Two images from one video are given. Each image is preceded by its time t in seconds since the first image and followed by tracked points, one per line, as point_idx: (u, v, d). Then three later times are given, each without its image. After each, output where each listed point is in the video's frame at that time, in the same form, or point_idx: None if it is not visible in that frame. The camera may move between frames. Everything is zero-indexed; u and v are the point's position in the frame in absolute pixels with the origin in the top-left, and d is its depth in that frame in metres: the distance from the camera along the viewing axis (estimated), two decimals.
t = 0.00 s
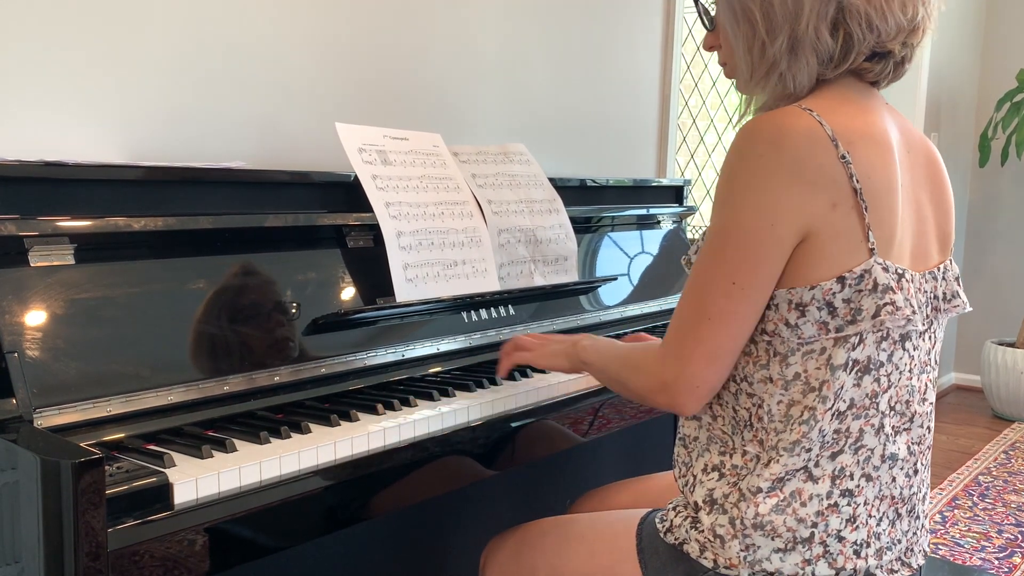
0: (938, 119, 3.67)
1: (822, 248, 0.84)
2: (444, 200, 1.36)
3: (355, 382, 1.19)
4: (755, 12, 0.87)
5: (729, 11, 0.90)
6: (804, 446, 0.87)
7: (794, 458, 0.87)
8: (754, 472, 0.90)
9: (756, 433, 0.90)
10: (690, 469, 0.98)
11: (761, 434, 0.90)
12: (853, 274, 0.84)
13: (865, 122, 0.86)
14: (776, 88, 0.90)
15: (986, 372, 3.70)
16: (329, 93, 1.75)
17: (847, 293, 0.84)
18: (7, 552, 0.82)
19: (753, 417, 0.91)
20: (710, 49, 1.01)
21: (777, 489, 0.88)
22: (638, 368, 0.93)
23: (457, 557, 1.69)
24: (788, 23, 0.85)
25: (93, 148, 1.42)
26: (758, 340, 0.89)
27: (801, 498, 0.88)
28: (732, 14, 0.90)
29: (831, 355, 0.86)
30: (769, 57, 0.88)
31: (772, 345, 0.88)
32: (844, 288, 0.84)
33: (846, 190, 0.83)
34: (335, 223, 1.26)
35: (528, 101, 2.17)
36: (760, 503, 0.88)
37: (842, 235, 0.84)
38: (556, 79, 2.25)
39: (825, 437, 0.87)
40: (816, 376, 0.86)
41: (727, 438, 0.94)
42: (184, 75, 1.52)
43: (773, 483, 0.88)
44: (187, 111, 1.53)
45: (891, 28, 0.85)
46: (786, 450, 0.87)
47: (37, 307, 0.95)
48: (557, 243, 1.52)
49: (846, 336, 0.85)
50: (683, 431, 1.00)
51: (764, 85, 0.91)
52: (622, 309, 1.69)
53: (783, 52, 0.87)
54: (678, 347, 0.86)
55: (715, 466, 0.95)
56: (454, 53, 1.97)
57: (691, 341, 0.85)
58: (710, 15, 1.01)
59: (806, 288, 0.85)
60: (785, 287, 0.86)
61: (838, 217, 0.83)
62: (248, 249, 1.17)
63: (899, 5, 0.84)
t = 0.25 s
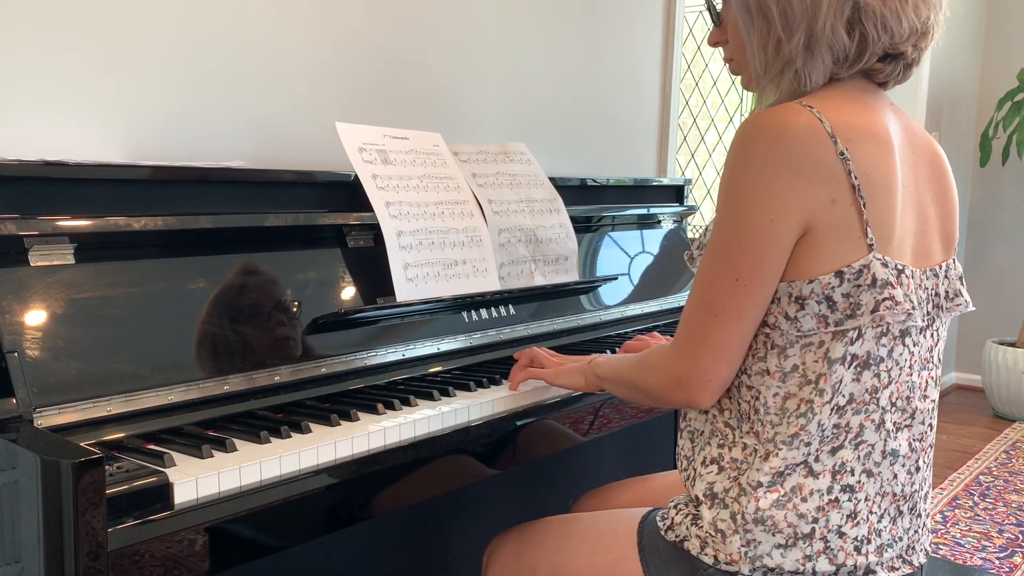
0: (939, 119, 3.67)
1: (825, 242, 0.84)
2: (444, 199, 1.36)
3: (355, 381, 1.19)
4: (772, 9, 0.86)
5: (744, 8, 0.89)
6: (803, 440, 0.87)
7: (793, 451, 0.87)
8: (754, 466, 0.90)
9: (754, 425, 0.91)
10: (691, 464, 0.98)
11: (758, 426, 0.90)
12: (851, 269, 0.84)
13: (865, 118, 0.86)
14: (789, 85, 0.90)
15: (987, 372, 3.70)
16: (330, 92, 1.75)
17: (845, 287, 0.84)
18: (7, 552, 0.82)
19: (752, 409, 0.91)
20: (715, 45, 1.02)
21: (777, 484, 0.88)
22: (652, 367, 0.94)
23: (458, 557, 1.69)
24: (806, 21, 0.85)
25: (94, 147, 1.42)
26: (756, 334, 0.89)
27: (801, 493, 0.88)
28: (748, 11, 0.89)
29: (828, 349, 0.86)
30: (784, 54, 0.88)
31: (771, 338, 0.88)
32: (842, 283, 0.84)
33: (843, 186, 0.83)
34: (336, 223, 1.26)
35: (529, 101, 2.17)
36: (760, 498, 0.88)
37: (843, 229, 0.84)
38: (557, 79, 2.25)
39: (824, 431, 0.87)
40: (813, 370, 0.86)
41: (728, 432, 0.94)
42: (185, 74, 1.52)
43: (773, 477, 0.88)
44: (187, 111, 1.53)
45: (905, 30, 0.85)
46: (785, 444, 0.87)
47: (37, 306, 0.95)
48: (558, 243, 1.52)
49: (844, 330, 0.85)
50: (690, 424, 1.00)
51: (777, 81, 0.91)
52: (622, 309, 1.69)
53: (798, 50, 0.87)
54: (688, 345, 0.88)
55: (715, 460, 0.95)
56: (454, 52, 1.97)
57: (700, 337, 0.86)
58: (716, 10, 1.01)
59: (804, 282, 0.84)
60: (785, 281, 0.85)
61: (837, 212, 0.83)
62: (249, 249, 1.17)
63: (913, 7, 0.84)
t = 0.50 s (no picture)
0: (940, 118, 3.67)
1: (823, 241, 0.83)
2: (444, 198, 1.36)
3: (355, 381, 1.19)
4: (767, 7, 0.86)
5: (739, 5, 0.89)
6: (802, 440, 0.87)
7: (793, 451, 0.87)
8: (753, 466, 0.90)
9: (753, 426, 0.91)
10: (691, 463, 0.98)
11: (756, 426, 0.90)
12: (849, 268, 0.84)
13: (863, 117, 0.86)
14: (785, 82, 0.90)
15: (988, 371, 3.69)
16: (330, 91, 1.75)
17: (844, 287, 0.84)
18: (8, 552, 0.82)
19: (751, 409, 0.91)
20: (710, 45, 1.02)
21: (776, 484, 0.88)
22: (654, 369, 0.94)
23: (458, 556, 1.69)
24: (802, 18, 0.84)
25: (94, 147, 1.42)
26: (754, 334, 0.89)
27: (801, 493, 0.88)
28: (743, 9, 0.89)
29: (827, 348, 0.86)
30: (780, 51, 0.88)
31: (769, 338, 0.88)
32: (841, 282, 0.84)
33: (841, 185, 0.82)
34: (336, 222, 1.26)
35: (529, 100, 2.17)
36: (760, 498, 0.88)
37: (841, 227, 0.83)
38: (558, 78, 2.25)
39: (824, 431, 0.87)
40: (812, 369, 0.86)
41: (727, 432, 0.94)
42: (185, 73, 1.52)
43: (773, 477, 0.88)
44: (187, 110, 1.53)
45: (900, 25, 0.85)
46: (784, 443, 0.87)
47: (37, 305, 0.95)
48: (558, 242, 1.52)
49: (843, 329, 0.85)
50: (689, 425, 1.00)
51: (773, 79, 0.91)
52: (623, 308, 1.68)
53: (794, 47, 0.86)
54: (688, 345, 0.87)
55: (714, 460, 0.95)
56: (455, 51, 1.96)
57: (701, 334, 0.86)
58: (711, 9, 1.01)
59: (803, 282, 0.84)
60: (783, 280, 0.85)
61: (835, 211, 0.83)
62: (249, 248, 1.17)
63: (908, 2, 0.84)
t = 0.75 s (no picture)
0: (941, 117, 3.66)
1: (823, 245, 0.83)
2: (445, 198, 1.36)
3: (355, 380, 1.19)
4: (761, 4, 0.86)
5: (732, 5, 0.88)
6: (802, 442, 0.86)
7: (793, 454, 0.87)
8: (753, 468, 0.89)
9: (755, 429, 0.90)
10: (690, 465, 0.98)
11: (759, 430, 0.90)
12: (850, 270, 0.84)
13: (863, 118, 0.86)
14: (783, 80, 0.89)
15: (989, 371, 3.69)
16: (330, 91, 1.74)
17: (845, 288, 0.84)
18: (8, 551, 0.82)
19: (752, 412, 0.90)
20: (703, 48, 1.01)
21: (777, 486, 0.87)
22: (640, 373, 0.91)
23: (458, 556, 1.69)
24: (797, 14, 0.84)
25: (93, 146, 1.42)
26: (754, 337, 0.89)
27: (801, 494, 0.88)
28: (736, 8, 0.88)
29: (828, 351, 0.86)
30: (776, 49, 0.87)
31: (769, 342, 0.88)
32: (842, 284, 0.84)
33: (843, 186, 0.82)
34: (336, 221, 1.26)
35: (530, 99, 2.17)
36: (759, 500, 0.88)
37: (841, 231, 0.83)
38: (558, 77, 2.25)
39: (824, 433, 0.87)
40: (813, 372, 0.86)
41: (726, 434, 0.94)
42: (185, 72, 1.52)
43: (773, 480, 0.87)
44: (187, 109, 1.52)
45: (895, 19, 0.85)
46: (784, 446, 0.87)
47: (37, 304, 0.95)
48: (558, 241, 1.52)
49: (844, 332, 0.85)
50: (686, 427, 1.00)
51: (770, 78, 0.90)
52: (624, 307, 1.68)
53: (791, 44, 0.86)
54: (686, 342, 0.84)
55: (715, 462, 0.94)
56: (455, 50, 1.96)
57: (701, 333, 0.83)
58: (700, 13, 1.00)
59: (803, 284, 0.84)
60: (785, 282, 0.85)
61: (837, 213, 0.83)
62: (248, 247, 1.17)
63: None
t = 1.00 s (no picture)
0: (941, 117, 3.66)
1: (819, 248, 0.83)
2: (446, 198, 1.36)
3: (355, 381, 1.19)
4: None
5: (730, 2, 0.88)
6: (805, 447, 0.86)
7: (795, 459, 0.87)
8: (755, 473, 0.89)
9: (758, 435, 0.90)
10: (691, 469, 0.97)
11: (763, 436, 0.89)
12: (853, 273, 0.84)
13: (864, 118, 0.86)
14: (784, 76, 0.89)
15: (990, 371, 3.69)
16: (330, 91, 1.74)
17: (848, 292, 0.84)
18: (8, 552, 0.82)
19: (755, 418, 0.90)
20: (695, 49, 1.01)
21: (778, 491, 0.87)
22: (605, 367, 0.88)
23: (458, 556, 1.68)
24: (798, 9, 0.83)
25: (94, 147, 1.42)
26: (756, 342, 0.89)
27: (803, 499, 0.87)
28: (734, 4, 0.88)
29: (832, 356, 0.85)
30: (777, 44, 0.86)
31: (772, 347, 0.88)
32: (845, 288, 0.84)
33: (847, 189, 0.82)
34: (337, 221, 1.26)
35: (530, 98, 2.17)
36: (761, 505, 0.88)
37: (841, 235, 0.83)
38: (558, 76, 2.24)
39: (827, 438, 0.86)
40: (817, 377, 0.86)
41: (728, 439, 0.94)
42: (185, 72, 1.51)
43: (775, 485, 0.87)
44: (187, 109, 1.52)
45: (894, 14, 0.85)
46: (787, 451, 0.87)
47: (37, 304, 0.95)
48: (558, 241, 1.52)
49: (847, 336, 0.85)
50: (684, 430, 1.00)
51: (771, 75, 0.89)
52: (624, 307, 1.68)
53: (792, 39, 0.85)
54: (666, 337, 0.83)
55: (717, 467, 0.94)
56: (455, 49, 1.96)
57: (683, 331, 0.82)
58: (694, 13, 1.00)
59: (805, 288, 0.84)
60: (784, 287, 0.85)
61: (838, 217, 0.83)
62: (248, 247, 1.17)
63: None
